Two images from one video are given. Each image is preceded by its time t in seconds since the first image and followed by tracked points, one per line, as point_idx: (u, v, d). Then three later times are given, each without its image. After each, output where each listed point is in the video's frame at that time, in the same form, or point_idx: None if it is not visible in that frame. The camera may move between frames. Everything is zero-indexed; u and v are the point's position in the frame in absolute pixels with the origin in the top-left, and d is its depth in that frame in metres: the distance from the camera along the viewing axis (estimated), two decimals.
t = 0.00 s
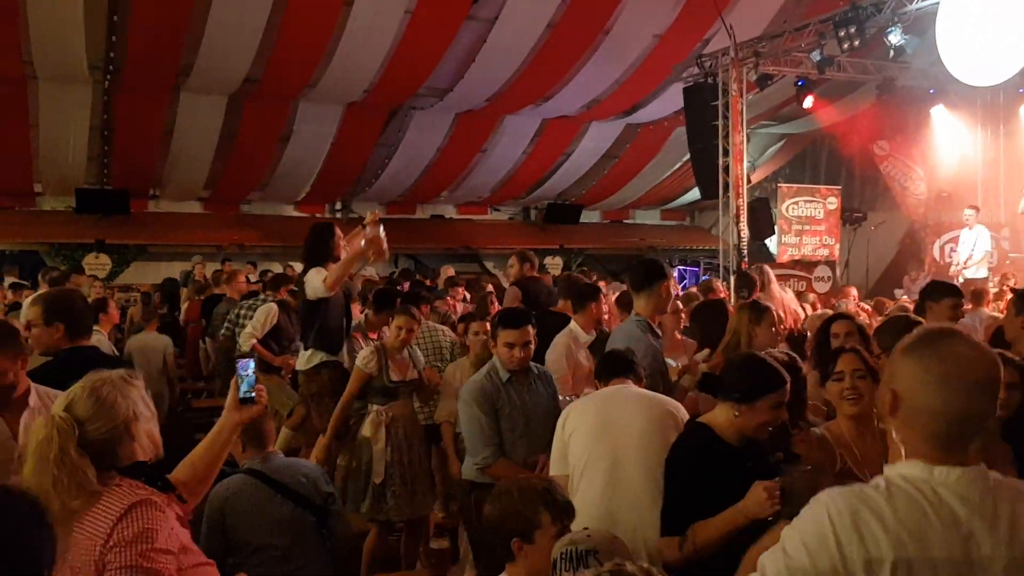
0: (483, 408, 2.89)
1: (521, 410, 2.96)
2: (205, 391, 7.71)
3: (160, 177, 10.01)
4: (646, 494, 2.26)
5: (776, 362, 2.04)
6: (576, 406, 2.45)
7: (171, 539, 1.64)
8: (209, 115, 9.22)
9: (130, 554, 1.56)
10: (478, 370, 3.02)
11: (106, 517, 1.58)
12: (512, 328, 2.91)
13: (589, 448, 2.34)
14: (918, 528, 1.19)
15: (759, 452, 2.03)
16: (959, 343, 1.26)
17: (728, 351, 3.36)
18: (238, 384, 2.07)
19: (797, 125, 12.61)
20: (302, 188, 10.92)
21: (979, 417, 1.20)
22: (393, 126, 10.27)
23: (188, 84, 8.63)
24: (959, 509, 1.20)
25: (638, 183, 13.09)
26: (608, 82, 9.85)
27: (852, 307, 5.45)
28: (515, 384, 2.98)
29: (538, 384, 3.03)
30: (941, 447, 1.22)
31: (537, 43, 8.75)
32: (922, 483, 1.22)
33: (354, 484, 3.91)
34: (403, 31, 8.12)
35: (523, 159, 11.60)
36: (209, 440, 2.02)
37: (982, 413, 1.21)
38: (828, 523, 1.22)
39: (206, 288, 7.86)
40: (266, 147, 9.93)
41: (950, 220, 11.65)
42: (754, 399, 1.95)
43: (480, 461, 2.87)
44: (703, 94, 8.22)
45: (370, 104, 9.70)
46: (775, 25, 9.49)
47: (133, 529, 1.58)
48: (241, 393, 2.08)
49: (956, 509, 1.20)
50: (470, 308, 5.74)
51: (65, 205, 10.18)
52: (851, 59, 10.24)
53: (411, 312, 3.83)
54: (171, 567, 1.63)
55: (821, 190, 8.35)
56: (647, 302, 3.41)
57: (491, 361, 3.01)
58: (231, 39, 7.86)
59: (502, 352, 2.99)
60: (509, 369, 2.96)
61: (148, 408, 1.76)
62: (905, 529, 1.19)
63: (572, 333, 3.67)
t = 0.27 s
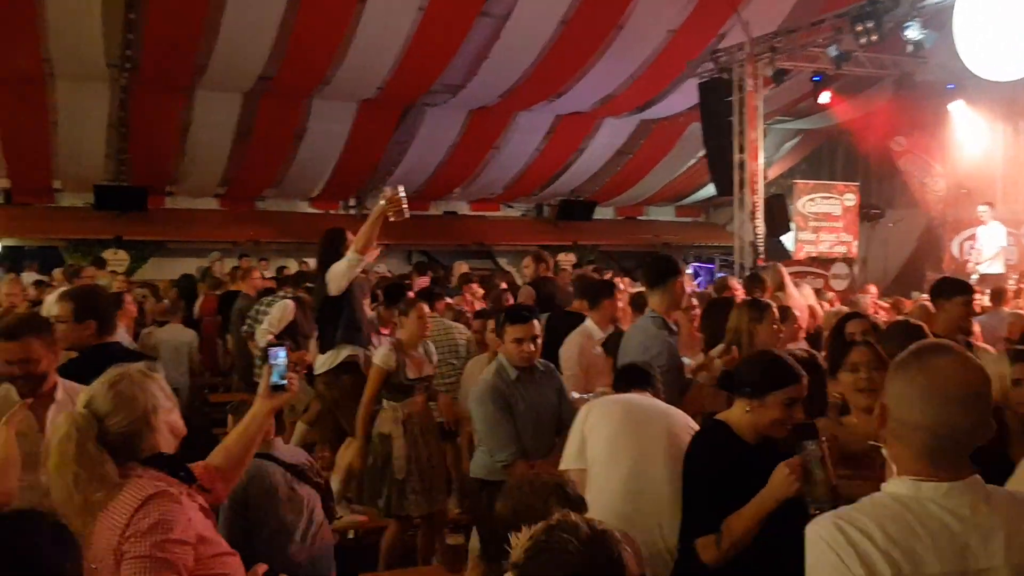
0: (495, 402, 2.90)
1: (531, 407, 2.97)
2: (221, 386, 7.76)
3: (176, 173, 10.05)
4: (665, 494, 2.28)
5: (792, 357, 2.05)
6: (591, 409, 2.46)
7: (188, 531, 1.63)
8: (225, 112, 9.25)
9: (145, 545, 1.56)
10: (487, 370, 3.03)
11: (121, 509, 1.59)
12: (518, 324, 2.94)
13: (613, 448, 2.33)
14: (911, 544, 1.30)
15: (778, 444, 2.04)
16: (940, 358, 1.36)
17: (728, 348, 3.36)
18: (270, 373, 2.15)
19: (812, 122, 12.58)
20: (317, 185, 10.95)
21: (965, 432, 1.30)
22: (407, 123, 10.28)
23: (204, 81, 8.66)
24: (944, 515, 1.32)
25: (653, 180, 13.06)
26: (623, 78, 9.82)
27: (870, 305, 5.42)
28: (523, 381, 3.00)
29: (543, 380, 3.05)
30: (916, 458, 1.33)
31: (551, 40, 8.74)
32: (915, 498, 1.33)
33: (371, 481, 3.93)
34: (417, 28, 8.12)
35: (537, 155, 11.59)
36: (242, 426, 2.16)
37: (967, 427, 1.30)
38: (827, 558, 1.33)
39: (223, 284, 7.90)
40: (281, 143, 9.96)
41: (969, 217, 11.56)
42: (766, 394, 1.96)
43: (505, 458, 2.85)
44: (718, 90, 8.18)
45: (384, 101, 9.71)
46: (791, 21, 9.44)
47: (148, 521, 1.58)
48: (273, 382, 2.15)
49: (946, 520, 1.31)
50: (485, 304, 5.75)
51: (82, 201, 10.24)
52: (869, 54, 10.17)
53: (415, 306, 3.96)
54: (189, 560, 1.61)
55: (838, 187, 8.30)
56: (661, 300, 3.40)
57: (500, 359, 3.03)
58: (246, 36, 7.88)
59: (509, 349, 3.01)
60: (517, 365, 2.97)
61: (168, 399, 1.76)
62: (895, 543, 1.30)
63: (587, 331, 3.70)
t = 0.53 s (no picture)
0: (510, 399, 2.92)
1: (546, 404, 2.99)
2: (240, 383, 7.80)
3: (195, 170, 10.11)
4: (683, 489, 2.29)
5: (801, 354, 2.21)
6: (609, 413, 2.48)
7: (203, 524, 1.62)
8: (244, 110, 9.30)
9: (157, 539, 1.55)
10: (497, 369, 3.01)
11: (137, 501, 1.59)
12: (530, 323, 2.97)
13: (635, 446, 2.34)
14: (940, 510, 1.31)
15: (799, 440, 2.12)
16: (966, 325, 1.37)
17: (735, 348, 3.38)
18: (301, 364, 2.28)
19: (831, 119, 12.51)
20: (335, 182, 10.97)
21: (993, 396, 1.31)
22: (424, 121, 10.29)
23: (224, 79, 8.71)
24: (970, 486, 1.32)
25: (671, 177, 13.01)
26: (640, 75, 9.79)
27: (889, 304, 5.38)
28: (536, 377, 3.00)
29: (556, 377, 3.06)
30: (944, 420, 1.34)
31: (569, 37, 8.73)
32: (938, 460, 1.34)
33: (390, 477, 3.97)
34: (435, 26, 8.13)
35: (554, 153, 11.58)
36: (274, 416, 2.25)
37: (997, 391, 1.31)
38: (843, 514, 1.33)
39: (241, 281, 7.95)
40: (300, 141, 9.99)
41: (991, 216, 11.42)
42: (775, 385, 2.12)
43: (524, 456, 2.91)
44: (737, 88, 8.14)
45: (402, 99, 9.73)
46: (811, 17, 9.37)
47: (164, 513, 1.58)
48: (302, 372, 2.28)
49: (971, 482, 1.32)
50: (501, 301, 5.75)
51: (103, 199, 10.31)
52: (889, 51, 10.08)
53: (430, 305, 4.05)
54: (203, 555, 1.61)
55: (858, 185, 8.24)
56: (680, 297, 3.38)
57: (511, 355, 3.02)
58: (266, 35, 7.92)
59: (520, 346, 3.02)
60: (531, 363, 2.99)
61: (189, 395, 1.77)
62: (926, 505, 1.31)
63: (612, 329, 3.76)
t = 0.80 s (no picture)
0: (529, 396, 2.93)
1: (565, 404, 2.99)
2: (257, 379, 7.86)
3: (213, 168, 10.18)
4: (701, 491, 2.30)
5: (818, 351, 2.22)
6: (622, 418, 2.48)
7: (211, 520, 1.63)
8: (262, 108, 9.36)
9: (161, 536, 1.57)
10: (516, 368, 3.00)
11: (147, 493, 1.60)
12: (550, 320, 2.97)
13: (650, 454, 2.34)
14: (961, 504, 1.36)
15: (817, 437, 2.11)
16: (1005, 340, 1.41)
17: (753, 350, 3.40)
18: (325, 357, 2.34)
19: (850, 118, 12.47)
20: (352, 180, 11.02)
21: None
22: (441, 120, 10.32)
23: (243, 78, 8.77)
24: (993, 483, 1.37)
25: (688, 176, 12.96)
26: (657, 73, 9.77)
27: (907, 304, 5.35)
28: (556, 376, 3.01)
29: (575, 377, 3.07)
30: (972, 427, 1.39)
31: (586, 35, 8.72)
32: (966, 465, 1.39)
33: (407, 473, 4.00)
34: (453, 25, 8.15)
35: (571, 151, 11.57)
36: (301, 407, 2.28)
37: None
38: (864, 511, 1.40)
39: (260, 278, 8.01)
40: (317, 139, 10.04)
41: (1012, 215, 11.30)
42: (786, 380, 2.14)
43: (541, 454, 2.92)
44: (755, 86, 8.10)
45: (420, 98, 9.76)
46: (830, 15, 9.31)
47: (174, 506, 1.59)
48: (328, 365, 2.33)
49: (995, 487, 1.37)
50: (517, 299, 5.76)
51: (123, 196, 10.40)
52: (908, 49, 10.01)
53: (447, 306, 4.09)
54: (209, 551, 1.62)
55: (876, 183, 8.19)
56: (694, 297, 3.38)
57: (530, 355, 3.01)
58: (284, 34, 7.97)
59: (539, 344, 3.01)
60: (551, 361, 2.99)
61: (206, 391, 1.78)
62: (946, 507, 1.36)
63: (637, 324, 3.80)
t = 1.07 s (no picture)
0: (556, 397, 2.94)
1: (592, 398, 3.03)
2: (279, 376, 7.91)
3: (235, 167, 10.24)
4: (722, 488, 2.32)
5: (845, 348, 2.22)
6: (636, 418, 2.52)
7: (226, 519, 1.63)
8: (284, 106, 9.41)
9: (170, 534, 1.59)
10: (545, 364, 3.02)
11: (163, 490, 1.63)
12: (577, 318, 2.94)
13: (662, 454, 2.38)
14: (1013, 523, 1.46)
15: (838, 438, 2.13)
16: None
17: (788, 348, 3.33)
18: (353, 354, 2.33)
19: (878, 115, 12.43)
20: (373, 179, 11.05)
21: None
22: (462, 118, 10.33)
23: (265, 77, 8.82)
24: None
25: (709, 174, 12.90)
26: (679, 71, 9.74)
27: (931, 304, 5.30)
28: (582, 372, 3.03)
29: (601, 376, 3.08)
30: None
31: (607, 33, 8.70)
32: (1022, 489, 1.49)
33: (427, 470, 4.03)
34: (474, 22, 8.16)
35: (592, 150, 11.55)
36: (326, 408, 2.28)
37: None
38: (915, 522, 1.49)
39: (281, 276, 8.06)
40: (338, 137, 10.08)
41: None
42: (811, 379, 2.15)
43: (573, 444, 2.94)
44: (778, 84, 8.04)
45: (440, 96, 9.77)
46: (854, 12, 9.23)
47: (188, 505, 1.61)
48: (355, 362, 2.33)
49: None
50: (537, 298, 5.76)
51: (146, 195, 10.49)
52: (933, 46, 9.89)
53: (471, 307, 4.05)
54: (223, 551, 1.62)
55: (901, 182, 8.11)
56: (715, 297, 3.38)
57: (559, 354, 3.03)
58: (306, 33, 8.02)
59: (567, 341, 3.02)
60: (577, 360, 3.00)
61: (232, 388, 1.78)
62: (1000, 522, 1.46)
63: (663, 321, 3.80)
